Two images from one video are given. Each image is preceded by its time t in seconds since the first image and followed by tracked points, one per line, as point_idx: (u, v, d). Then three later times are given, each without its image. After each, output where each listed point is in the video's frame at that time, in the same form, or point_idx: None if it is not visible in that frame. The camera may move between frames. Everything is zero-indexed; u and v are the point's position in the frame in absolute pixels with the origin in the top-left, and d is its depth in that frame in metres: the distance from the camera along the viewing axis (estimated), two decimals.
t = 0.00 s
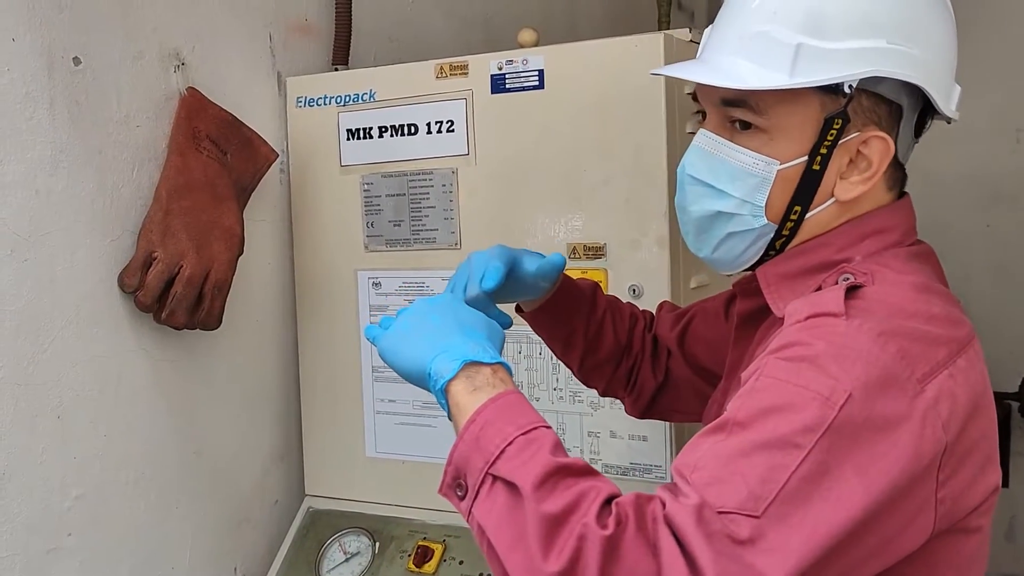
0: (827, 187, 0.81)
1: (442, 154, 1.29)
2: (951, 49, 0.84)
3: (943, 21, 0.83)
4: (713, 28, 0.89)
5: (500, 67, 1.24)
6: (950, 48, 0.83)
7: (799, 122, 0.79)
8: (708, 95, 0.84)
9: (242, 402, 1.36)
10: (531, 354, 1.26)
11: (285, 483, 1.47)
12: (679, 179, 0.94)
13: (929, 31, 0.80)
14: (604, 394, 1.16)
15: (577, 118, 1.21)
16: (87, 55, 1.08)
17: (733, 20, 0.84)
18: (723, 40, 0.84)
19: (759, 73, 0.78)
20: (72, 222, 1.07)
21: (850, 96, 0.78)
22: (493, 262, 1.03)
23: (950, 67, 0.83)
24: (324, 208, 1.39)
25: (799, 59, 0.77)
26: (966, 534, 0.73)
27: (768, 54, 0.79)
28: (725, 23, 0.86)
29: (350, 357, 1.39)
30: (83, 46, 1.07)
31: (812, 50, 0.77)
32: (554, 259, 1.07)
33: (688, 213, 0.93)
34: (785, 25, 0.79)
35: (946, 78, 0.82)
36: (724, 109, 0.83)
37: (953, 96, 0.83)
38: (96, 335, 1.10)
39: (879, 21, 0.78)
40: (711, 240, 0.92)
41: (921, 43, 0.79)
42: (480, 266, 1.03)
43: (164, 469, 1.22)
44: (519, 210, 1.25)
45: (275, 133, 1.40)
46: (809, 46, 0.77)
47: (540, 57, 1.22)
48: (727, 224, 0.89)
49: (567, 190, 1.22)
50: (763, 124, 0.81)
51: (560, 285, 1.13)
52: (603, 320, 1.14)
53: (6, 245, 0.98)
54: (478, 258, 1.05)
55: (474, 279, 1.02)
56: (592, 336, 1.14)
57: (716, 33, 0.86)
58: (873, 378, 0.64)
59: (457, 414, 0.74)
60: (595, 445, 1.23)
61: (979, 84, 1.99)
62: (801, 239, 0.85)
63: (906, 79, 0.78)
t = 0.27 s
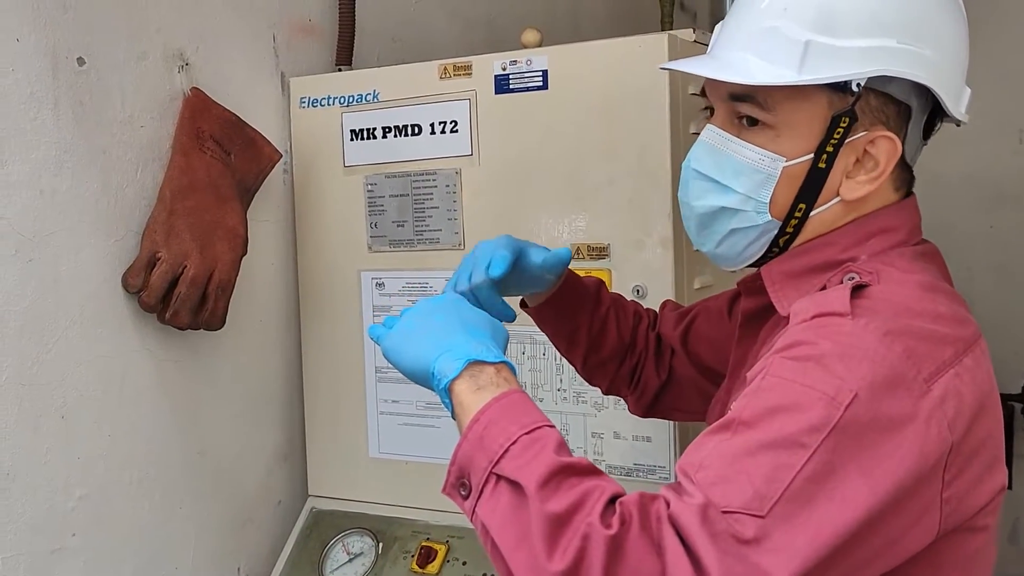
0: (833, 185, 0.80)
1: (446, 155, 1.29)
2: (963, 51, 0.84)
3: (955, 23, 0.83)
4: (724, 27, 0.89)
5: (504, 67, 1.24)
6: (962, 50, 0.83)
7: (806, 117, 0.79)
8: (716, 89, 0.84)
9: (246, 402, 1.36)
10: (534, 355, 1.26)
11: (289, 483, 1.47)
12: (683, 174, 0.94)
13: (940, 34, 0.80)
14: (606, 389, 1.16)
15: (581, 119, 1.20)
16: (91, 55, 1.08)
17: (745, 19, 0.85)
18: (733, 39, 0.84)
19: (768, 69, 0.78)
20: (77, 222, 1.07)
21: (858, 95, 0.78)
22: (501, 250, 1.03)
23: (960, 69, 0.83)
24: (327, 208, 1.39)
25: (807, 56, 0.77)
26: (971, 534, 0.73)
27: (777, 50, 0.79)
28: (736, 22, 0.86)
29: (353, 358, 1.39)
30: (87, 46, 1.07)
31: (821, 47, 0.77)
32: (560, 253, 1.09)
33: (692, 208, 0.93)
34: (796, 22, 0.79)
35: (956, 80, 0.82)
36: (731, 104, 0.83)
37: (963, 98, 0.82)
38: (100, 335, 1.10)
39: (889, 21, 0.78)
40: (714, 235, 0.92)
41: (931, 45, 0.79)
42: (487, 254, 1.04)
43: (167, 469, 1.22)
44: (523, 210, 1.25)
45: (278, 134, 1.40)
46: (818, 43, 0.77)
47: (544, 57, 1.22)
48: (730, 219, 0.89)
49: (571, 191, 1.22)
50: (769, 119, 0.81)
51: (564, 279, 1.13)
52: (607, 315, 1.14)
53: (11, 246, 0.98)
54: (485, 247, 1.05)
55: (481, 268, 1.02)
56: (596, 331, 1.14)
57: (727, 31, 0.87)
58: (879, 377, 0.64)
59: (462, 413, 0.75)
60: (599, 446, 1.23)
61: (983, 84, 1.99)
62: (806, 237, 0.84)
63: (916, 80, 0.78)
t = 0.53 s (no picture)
0: (804, 193, 0.81)
1: (445, 156, 1.29)
2: (946, 48, 0.82)
3: (935, 20, 0.81)
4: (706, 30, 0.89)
5: (503, 68, 1.24)
6: (943, 47, 0.81)
7: (769, 131, 0.80)
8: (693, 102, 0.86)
9: (245, 403, 1.36)
10: (534, 356, 1.26)
11: (288, 484, 1.47)
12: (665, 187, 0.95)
13: (916, 34, 0.78)
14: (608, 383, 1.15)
15: (580, 120, 1.20)
16: (90, 56, 1.08)
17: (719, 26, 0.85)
18: (707, 47, 0.85)
19: (726, 85, 0.80)
20: (76, 223, 1.07)
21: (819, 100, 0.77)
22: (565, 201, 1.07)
23: (942, 68, 0.81)
24: (327, 209, 1.39)
25: (765, 69, 0.78)
26: (972, 537, 0.73)
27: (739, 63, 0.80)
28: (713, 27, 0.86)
29: (353, 359, 1.39)
30: (86, 47, 1.07)
31: (779, 59, 0.77)
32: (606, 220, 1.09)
33: (676, 220, 0.94)
34: (760, 33, 0.80)
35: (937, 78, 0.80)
36: (705, 117, 0.84)
37: (947, 96, 0.80)
38: (99, 336, 1.10)
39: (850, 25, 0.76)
40: (696, 247, 0.93)
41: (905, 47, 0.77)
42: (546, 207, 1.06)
43: (166, 470, 1.22)
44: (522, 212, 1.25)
45: (278, 134, 1.40)
46: (776, 56, 0.78)
47: (544, 59, 1.22)
48: (709, 232, 0.90)
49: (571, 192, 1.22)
50: (737, 133, 0.82)
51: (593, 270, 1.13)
52: (628, 306, 1.15)
53: (10, 247, 0.98)
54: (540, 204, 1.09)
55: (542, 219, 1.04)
56: (616, 319, 1.14)
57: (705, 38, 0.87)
58: (884, 383, 0.64)
59: (464, 414, 0.75)
60: (598, 447, 1.23)
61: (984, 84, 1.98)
62: (786, 245, 0.85)
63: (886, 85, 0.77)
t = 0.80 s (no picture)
0: (806, 199, 0.81)
1: (443, 156, 1.29)
2: (941, 47, 0.81)
3: (928, 20, 0.80)
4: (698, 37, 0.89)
5: (501, 68, 1.24)
6: (939, 47, 0.81)
7: (771, 139, 0.80)
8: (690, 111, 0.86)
9: (243, 404, 1.36)
10: (531, 357, 1.26)
11: (285, 485, 1.47)
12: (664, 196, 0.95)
13: (911, 35, 0.78)
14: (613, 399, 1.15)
15: (578, 120, 1.20)
16: (87, 56, 1.08)
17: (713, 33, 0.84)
18: (702, 56, 0.85)
19: (726, 96, 0.80)
20: (73, 222, 1.07)
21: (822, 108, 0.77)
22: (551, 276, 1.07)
23: (939, 67, 0.81)
24: (324, 210, 1.39)
25: (766, 78, 0.78)
26: (968, 538, 0.73)
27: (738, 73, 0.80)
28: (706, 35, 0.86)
29: (350, 360, 1.39)
30: (83, 46, 1.07)
31: (780, 68, 0.77)
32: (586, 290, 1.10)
33: (676, 228, 0.95)
34: (755, 41, 0.80)
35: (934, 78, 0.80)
36: (705, 126, 0.85)
37: (945, 96, 0.80)
38: (96, 336, 1.10)
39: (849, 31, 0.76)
40: (698, 254, 0.94)
41: (901, 49, 0.77)
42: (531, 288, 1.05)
43: (163, 471, 1.22)
44: (520, 212, 1.25)
45: (276, 135, 1.40)
46: (776, 65, 0.77)
47: (541, 59, 1.22)
48: (711, 239, 0.90)
49: (568, 192, 1.22)
50: (739, 141, 0.82)
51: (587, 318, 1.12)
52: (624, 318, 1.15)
53: (6, 246, 0.98)
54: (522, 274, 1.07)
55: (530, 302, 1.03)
56: (615, 332, 1.14)
57: (698, 45, 0.86)
58: (881, 385, 0.64)
59: (464, 411, 0.75)
60: (596, 448, 1.23)
61: (981, 85, 1.98)
62: (788, 250, 0.86)
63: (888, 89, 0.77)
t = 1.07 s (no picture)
0: (837, 183, 0.80)
1: (442, 154, 1.29)
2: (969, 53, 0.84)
3: (962, 24, 0.83)
4: (724, 28, 0.87)
5: (500, 67, 1.24)
6: (968, 51, 0.83)
7: (812, 113, 0.78)
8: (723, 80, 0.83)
9: (241, 402, 1.36)
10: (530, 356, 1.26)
11: (284, 484, 1.47)
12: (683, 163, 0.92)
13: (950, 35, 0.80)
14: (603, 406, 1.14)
15: (578, 119, 1.20)
16: (87, 54, 1.08)
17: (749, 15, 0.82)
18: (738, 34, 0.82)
19: (782, 64, 0.76)
20: (72, 220, 1.06)
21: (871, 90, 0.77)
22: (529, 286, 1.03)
23: (966, 71, 0.83)
24: (323, 208, 1.39)
25: (823, 51, 0.76)
26: (968, 537, 0.73)
27: (787, 42, 0.77)
28: (738, 20, 0.84)
29: (349, 358, 1.39)
30: (82, 44, 1.07)
31: (838, 43, 0.76)
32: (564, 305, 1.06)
33: (690, 198, 0.91)
34: (807, 13, 0.78)
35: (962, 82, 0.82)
36: (739, 97, 0.82)
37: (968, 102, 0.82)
38: (95, 334, 1.10)
39: (901, 19, 0.77)
40: (712, 227, 0.90)
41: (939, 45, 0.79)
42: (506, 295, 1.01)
43: (162, 469, 1.21)
44: (520, 211, 1.25)
45: (275, 133, 1.40)
46: (835, 39, 0.76)
47: (540, 58, 1.22)
48: (730, 212, 0.87)
49: (568, 191, 1.22)
50: (778, 113, 0.80)
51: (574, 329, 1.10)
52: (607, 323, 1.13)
53: (5, 244, 0.98)
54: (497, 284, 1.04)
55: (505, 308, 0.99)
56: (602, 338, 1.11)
57: (729, 29, 0.84)
58: (880, 384, 0.64)
59: (470, 414, 0.75)
60: (595, 446, 1.24)
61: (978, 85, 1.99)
62: (801, 237, 0.84)
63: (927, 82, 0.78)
